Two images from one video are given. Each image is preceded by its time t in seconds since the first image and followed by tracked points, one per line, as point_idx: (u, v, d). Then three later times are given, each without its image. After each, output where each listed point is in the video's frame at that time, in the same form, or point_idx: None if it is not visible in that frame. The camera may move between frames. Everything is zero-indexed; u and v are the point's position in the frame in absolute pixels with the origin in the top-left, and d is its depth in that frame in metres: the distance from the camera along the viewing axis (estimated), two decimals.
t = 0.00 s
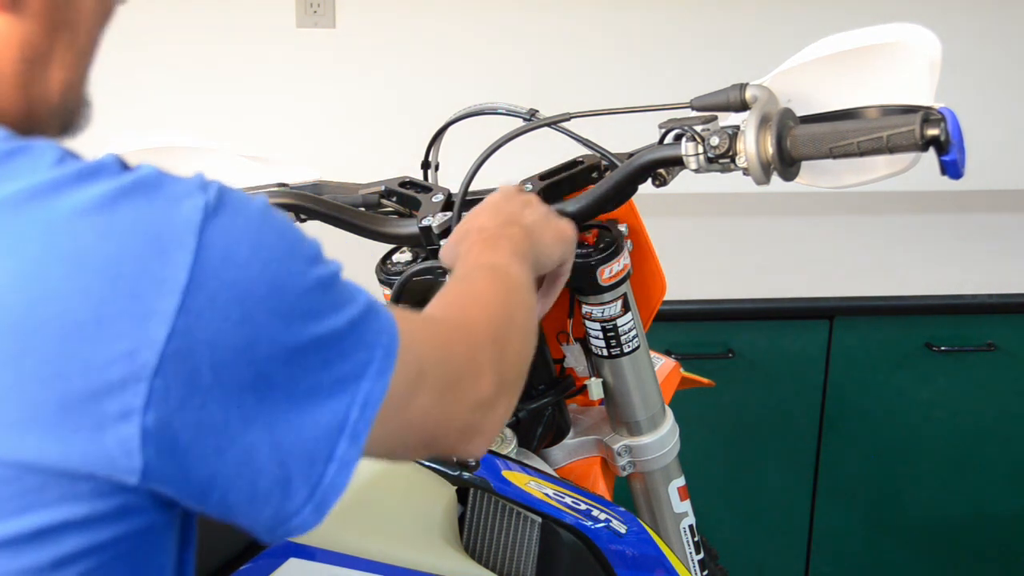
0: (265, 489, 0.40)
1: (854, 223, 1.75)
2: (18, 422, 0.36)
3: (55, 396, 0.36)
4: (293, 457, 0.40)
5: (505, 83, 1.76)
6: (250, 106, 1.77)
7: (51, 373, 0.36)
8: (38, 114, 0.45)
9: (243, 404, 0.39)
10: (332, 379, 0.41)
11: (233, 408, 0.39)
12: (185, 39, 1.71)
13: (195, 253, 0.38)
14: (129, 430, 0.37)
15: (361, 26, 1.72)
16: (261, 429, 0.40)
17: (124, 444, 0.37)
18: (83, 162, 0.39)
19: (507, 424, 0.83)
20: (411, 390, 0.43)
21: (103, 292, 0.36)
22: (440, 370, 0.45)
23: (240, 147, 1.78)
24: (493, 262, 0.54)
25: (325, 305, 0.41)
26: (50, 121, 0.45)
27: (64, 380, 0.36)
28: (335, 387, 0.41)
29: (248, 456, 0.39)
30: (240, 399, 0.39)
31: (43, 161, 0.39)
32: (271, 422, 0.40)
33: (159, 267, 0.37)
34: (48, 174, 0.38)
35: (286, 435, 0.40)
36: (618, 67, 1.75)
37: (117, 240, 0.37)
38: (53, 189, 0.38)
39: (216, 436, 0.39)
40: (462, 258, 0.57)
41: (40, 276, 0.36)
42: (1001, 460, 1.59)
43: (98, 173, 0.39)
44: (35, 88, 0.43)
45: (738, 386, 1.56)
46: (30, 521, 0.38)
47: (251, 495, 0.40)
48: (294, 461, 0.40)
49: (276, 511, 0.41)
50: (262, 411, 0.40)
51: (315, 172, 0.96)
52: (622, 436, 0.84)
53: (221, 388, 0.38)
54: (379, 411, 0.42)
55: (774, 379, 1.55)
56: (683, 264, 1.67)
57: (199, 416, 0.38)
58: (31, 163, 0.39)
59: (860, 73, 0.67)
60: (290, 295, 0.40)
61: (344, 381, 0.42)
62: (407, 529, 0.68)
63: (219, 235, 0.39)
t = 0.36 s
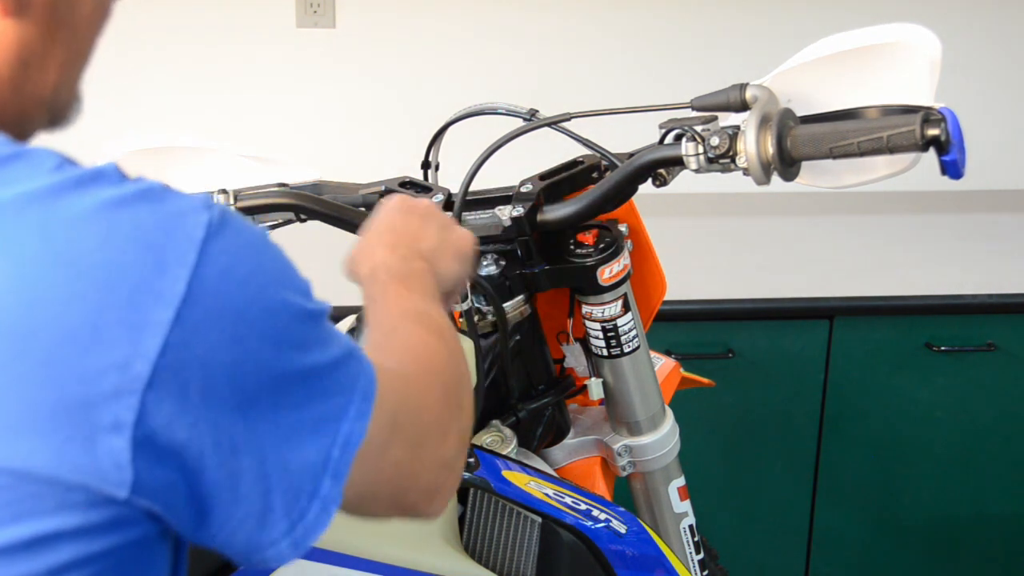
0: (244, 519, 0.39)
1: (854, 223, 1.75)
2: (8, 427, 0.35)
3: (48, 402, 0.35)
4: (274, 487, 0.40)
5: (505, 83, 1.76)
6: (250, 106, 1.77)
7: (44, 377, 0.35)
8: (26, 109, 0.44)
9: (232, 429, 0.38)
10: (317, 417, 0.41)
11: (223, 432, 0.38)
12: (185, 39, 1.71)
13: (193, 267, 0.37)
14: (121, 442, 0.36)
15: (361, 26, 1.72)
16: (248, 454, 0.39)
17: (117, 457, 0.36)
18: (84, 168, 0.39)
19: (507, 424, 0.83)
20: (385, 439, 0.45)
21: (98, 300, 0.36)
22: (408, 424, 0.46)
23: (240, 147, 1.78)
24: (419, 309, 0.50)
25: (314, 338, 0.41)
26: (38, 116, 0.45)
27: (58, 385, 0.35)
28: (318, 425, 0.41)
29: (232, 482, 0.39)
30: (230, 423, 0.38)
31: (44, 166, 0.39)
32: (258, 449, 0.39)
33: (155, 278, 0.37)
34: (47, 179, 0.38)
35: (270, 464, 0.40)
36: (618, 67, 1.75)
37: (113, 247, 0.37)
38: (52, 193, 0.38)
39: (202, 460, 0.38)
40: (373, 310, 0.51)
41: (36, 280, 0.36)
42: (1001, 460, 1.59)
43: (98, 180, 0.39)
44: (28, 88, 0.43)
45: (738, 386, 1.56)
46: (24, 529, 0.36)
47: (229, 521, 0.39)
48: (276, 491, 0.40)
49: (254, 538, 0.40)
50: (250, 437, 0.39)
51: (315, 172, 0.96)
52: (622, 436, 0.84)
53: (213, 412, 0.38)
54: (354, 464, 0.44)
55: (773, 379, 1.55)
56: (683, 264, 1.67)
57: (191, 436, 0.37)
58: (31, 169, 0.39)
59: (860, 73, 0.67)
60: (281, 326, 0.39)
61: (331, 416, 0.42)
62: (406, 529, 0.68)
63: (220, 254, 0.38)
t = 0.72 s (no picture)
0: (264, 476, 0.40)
1: (854, 223, 1.76)
2: (27, 417, 0.35)
3: (67, 389, 0.35)
4: (285, 445, 0.40)
5: (505, 83, 1.76)
6: (250, 107, 1.77)
7: (61, 364, 0.35)
8: (31, 114, 0.44)
9: (243, 394, 0.39)
10: (319, 367, 0.42)
11: (235, 397, 0.39)
12: (185, 39, 1.71)
13: (202, 241, 0.37)
14: (142, 420, 0.36)
15: (362, 26, 1.72)
16: (258, 416, 0.40)
17: (137, 434, 0.36)
18: (81, 157, 0.38)
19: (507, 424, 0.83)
20: (376, 385, 0.46)
21: (113, 284, 0.36)
22: (391, 362, 0.47)
23: (240, 147, 1.78)
24: (387, 261, 0.54)
25: (310, 297, 0.42)
26: (44, 121, 0.45)
27: (74, 369, 0.35)
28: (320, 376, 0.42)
29: (248, 445, 0.39)
30: (241, 388, 0.39)
31: (43, 157, 0.38)
32: (267, 411, 0.40)
33: (167, 255, 0.37)
34: (48, 170, 0.37)
35: (280, 423, 0.40)
36: (618, 67, 1.75)
37: (123, 232, 0.36)
38: (53, 182, 0.37)
39: (218, 428, 0.38)
40: (344, 272, 0.54)
41: (50, 267, 0.35)
42: (1001, 460, 1.59)
43: (96, 166, 0.38)
44: (36, 93, 0.43)
45: (739, 385, 1.56)
46: (42, 516, 0.35)
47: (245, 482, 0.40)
48: (287, 449, 0.41)
49: (271, 498, 0.41)
50: (259, 399, 0.40)
51: (315, 172, 0.96)
52: (622, 436, 0.84)
53: (224, 377, 0.38)
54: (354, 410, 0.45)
55: (773, 379, 1.55)
56: (683, 264, 1.67)
57: (205, 406, 0.37)
58: (29, 160, 0.38)
59: (860, 73, 0.67)
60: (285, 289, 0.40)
61: (331, 367, 0.42)
62: (407, 529, 0.68)
63: (223, 225, 0.38)
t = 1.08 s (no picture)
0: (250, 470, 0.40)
1: (854, 223, 1.76)
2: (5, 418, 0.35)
3: (41, 387, 0.35)
4: (264, 440, 0.40)
5: (505, 83, 1.76)
6: (250, 107, 1.77)
7: (36, 363, 0.35)
8: (15, 107, 0.43)
9: (221, 388, 0.39)
10: (298, 359, 0.41)
11: (211, 392, 0.38)
12: (185, 38, 1.71)
13: (176, 237, 0.37)
14: (116, 419, 0.36)
15: (362, 26, 1.72)
16: (236, 411, 0.39)
17: (111, 433, 0.36)
18: (55, 151, 0.38)
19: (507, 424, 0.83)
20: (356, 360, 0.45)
21: (86, 282, 0.35)
22: (372, 345, 0.47)
23: (240, 147, 1.78)
24: (375, 251, 0.54)
25: (287, 288, 0.41)
26: (29, 114, 0.44)
27: (49, 367, 0.35)
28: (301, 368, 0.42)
29: (225, 439, 0.39)
30: (218, 383, 0.38)
31: (15, 152, 0.38)
32: (246, 405, 0.40)
33: (141, 251, 0.36)
34: (21, 165, 0.37)
35: (258, 416, 0.40)
36: (618, 66, 1.75)
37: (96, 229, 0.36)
38: (27, 177, 0.37)
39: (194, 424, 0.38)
40: (334, 261, 0.54)
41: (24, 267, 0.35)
42: (1002, 460, 1.59)
43: (70, 160, 0.38)
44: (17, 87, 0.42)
45: (738, 386, 1.56)
46: (19, 517, 0.36)
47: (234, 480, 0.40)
48: (266, 443, 0.40)
49: (251, 492, 0.41)
50: (237, 394, 0.39)
51: (315, 172, 0.96)
52: (622, 436, 0.84)
53: (200, 375, 0.38)
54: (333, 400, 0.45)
55: (773, 379, 1.55)
56: (683, 264, 1.68)
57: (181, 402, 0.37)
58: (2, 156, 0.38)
59: (860, 73, 0.67)
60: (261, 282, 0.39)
61: (311, 359, 0.42)
62: (405, 528, 0.68)
63: (198, 219, 0.38)
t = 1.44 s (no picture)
0: None
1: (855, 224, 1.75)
2: None
3: None
4: None
5: (505, 83, 1.76)
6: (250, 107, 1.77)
7: None
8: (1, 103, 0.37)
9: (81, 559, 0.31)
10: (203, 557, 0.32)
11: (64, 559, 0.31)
12: (186, 38, 1.71)
13: (55, 367, 0.30)
14: None
15: (361, 26, 1.72)
16: None
17: None
18: (24, 200, 0.33)
19: (507, 423, 0.83)
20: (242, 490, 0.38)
21: None
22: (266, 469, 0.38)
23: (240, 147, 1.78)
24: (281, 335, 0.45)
25: (209, 471, 0.32)
26: (16, 106, 0.38)
27: None
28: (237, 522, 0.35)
29: None
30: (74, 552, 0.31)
31: None
32: None
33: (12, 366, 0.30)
34: None
35: None
36: (618, 66, 1.75)
37: None
38: None
39: None
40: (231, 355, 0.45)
41: None
42: (1002, 460, 1.59)
43: (26, 218, 0.32)
44: None
45: (738, 386, 1.56)
46: None
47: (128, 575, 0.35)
48: None
49: None
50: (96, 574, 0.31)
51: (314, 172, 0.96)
52: (622, 436, 0.84)
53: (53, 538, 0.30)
54: None
55: (772, 379, 1.55)
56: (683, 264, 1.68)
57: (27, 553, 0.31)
58: None
59: (859, 73, 0.67)
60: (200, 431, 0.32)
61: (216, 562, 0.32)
62: (404, 530, 0.69)
63: (99, 352, 0.31)
